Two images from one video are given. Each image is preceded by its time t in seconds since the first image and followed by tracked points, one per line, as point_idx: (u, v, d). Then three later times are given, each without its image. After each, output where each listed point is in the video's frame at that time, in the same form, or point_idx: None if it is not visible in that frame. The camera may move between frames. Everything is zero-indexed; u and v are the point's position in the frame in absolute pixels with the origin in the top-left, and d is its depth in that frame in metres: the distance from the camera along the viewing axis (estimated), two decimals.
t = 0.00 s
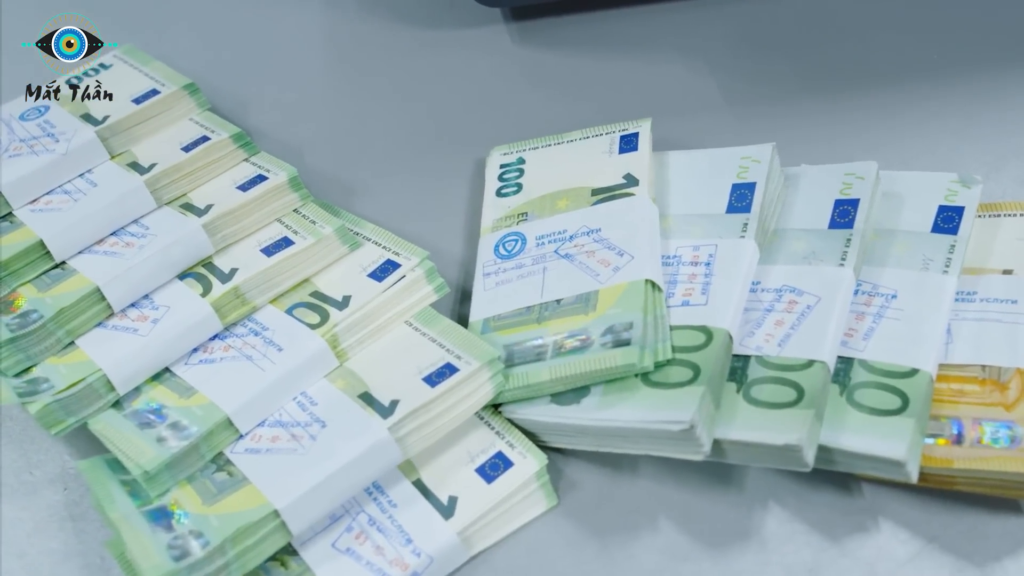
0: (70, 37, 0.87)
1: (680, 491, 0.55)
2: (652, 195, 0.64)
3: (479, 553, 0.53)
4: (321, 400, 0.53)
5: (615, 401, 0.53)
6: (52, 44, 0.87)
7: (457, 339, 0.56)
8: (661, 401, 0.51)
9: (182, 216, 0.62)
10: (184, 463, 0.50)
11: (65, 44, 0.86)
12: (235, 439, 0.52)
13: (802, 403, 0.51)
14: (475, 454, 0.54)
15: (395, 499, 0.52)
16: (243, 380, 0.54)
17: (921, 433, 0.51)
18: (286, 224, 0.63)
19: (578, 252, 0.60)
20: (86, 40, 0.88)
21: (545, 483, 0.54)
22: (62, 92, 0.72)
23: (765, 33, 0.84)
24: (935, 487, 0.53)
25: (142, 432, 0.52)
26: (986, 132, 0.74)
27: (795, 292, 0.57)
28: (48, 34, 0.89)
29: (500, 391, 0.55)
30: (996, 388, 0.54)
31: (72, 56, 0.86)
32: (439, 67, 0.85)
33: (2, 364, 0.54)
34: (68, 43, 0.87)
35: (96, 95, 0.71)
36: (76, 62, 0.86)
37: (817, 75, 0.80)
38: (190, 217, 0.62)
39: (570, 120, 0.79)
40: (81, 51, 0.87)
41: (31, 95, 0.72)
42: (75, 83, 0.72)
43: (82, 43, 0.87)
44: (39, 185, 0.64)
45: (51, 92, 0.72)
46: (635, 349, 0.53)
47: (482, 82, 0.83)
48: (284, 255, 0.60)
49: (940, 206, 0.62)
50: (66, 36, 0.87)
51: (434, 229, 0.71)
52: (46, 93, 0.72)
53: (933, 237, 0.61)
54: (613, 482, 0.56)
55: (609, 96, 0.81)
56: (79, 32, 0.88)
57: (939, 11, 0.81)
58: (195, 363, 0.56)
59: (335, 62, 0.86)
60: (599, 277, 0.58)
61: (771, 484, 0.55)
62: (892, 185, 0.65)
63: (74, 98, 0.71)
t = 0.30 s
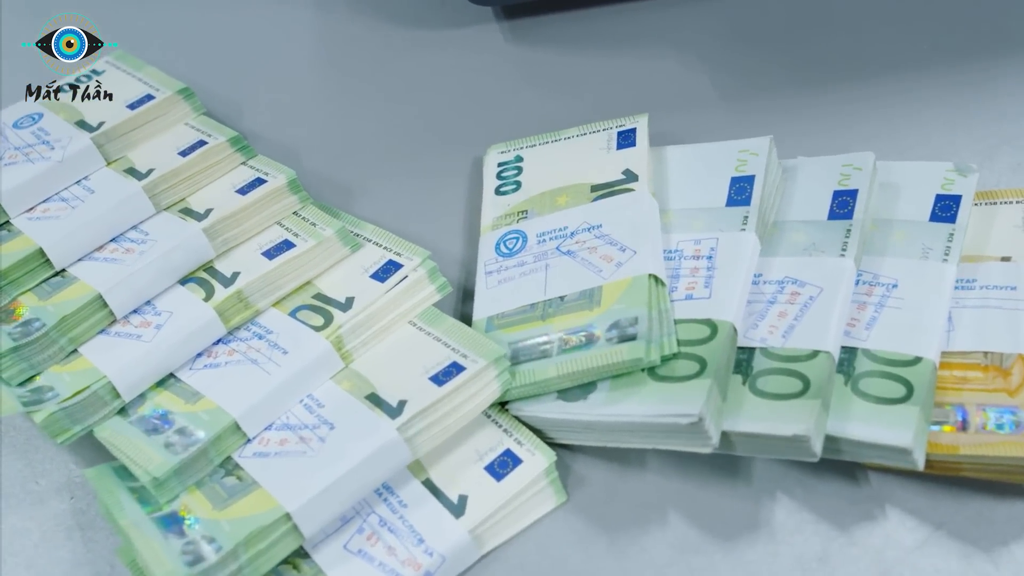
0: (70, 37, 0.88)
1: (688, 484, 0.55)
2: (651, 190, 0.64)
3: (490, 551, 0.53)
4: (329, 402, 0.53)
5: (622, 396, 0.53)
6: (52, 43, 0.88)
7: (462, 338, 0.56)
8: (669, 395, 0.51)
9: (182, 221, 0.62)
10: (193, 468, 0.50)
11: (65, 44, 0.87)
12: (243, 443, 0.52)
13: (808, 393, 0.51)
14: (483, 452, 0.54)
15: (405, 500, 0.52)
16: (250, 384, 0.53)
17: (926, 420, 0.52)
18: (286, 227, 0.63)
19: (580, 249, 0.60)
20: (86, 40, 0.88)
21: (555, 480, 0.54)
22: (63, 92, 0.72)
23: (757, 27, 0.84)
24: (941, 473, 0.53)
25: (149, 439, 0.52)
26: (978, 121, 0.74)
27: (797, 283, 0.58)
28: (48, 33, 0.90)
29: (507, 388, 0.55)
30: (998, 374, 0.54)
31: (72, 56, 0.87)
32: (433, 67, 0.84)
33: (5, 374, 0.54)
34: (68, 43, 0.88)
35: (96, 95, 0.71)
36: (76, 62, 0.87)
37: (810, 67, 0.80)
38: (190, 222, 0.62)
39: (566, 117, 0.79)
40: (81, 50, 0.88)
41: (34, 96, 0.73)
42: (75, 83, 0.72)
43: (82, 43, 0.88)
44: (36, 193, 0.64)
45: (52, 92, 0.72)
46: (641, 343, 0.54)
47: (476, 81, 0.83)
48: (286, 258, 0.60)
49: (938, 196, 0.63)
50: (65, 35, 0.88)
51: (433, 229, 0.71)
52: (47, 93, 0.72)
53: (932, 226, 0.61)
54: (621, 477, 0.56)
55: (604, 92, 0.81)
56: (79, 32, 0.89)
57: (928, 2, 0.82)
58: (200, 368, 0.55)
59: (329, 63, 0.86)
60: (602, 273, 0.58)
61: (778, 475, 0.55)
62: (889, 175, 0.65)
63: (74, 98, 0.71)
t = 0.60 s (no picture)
0: (70, 37, 0.89)
1: (696, 483, 0.55)
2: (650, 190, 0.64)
3: (502, 555, 0.53)
4: (335, 411, 0.53)
5: (629, 397, 0.53)
6: (52, 42, 0.89)
7: (466, 344, 0.56)
8: (676, 395, 0.51)
9: (180, 233, 0.61)
10: (201, 481, 0.50)
11: (65, 43, 0.89)
12: (250, 454, 0.52)
13: (814, 390, 0.51)
14: (491, 457, 0.54)
15: (415, 507, 0.51)
16: (255, 395, 0.53)
17: (932, 413, 0.52)
18: (286, 236, 0.63)
19: (581, 250, 0.61)
20: (86, 40, 0.90)
21: (564, 483, 0.54)
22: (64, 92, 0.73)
23: (747, 24, 0.85)
24: (947, 465, 0.54)
25: (156, 453, 0.51)
26: (970, 113, 0.75)
27: (799, 280, 0.58)
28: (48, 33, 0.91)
29: (513, 392, 0.55)
30: (1000, 365, 0.55)
31: (72, 56, 0.89)
32: (426, 71, 0.84)
33: (8, 392, 0.53)
34: (68, 43, 0.89)
35: (96, 95, 0.72)
36: (76, 62, 0.88)
37: (801, 63, 0.80)
38: (188, 233, 0.61)
39: (560, 119, 0.79)
40: (81, 50, 0.89)
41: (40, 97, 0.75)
42: (76, 84, 0.73)
43: (82, 43, 0.89)
44: (31, 207, 0.63)
45: (54, 92, 0.73)
46: (646, 344, 0.54)
47: (470, 85, 0.83)
48: (287, 267, 0.60)
49: (934, 189, 0.63)
50: (65, 36, 0.89)
51: (431, 234, 0.71)
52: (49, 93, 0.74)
53: (930, 219, 0.61)
54: (629, 478, 0.56)
55: (597, 93, 0.81)
56: (79, 32, 0.90)
57: None
58: (204, 380, 0.55)
59: (321, 69, 0.85)
60: (604, 274, 0.58)
61: (785, 472, 0.55)
62: (885, 169, 0.65)
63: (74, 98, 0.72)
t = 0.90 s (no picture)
0: (70, 37, 0.89)
1: (696, 485, 0.55)
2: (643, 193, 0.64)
3: (503, 562, 0.52)
4: (333, 421, 0.53)
5: (627, 401, 0.53)
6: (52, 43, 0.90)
7: (463, 351, 0.56)
8: (675, 397, 0.51)
9: (172, 245, 0.61)
10: (200, 495, 0.50)
11: (65, 44, 0.89)
12: (249, 466, 0.51)
13: (812, 389, 0.51)
14: (491, 463, 0.54)
15: (416, 515, 0.51)
16: (252, 407, 0.53)
17: (928, 409, 0.52)
18: (278, 246, 0.63)
19: (575, 254, 0.60)
20: (87, 40, 0.90)
21: (564, 488, 0.54)
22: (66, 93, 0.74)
23: (735, 24, 0.85)
24: (944, 461, 0.54)
25: (154, 467, 0.51)
26: (957, 110, 0.75)
27: (793, 279, 0.58)
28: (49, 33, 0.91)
29: (512, 398, 0.55)
30: (995, 361, 0.55)
31: (73, 56, 0.89)
32: (415, 77, 0.84)
33: (2, 409, 0.53)
34: (68, 43, 0.89)
35: (96, 95, 0.73)
36: (77, 62, 0.89)
37: (789, 62, 0.81)
38: (180, 245, 0.61)
39: (549, 122, 0.79)
40: (81, 50, 0.89)
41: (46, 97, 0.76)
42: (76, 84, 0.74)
43: (82, 43, 0.90)
44: (20, 222, 0.62)
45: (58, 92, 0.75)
46: (643, 347, 0.54)
47: (459, 90, 0.83)
48: (280, 277, 0.59)
49: (925, 186, 0.63)
50: (66, 36, 0.90)
51: (424, 240, 0.71)
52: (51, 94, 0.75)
53: (921, 217, 0.62)
54: (628, 482, 0.56)
55: (586, 96, 0.81)
56: (79, 32, 0.90)
57: None
58: (200, 393, 0.55)
59: (310, 76, 0.85)
60: (599, 278, 0.58)
61: (784, 471, 0.55)
62: (875, 167, 0.66)
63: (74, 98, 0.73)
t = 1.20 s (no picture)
0: (70, 37, 0.89)
1: (703, 485, 0.55)
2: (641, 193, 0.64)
3: (513, 566, 0.52)
4: (338, 429, 0.53)
5: (633, 402, 0.53)
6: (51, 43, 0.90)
7: (466, 355, 0.56)
8: (681, 397, 0.51)
9: (171, 254, 0.60)
10: (206, 506, 0.49)
11: (65, 43, 0.89)
12: (254, 476, 0.51)
13: (818, 386, 0.51)
14: (498, 468, 0.54)
15: (424, 522, 0.51)
16: (256, 416, 0.52)
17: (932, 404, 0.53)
18: (277, 253, 0.62)
19: (576, 256, 0.60)
20: (86, 40, 0.90)
21: (571, 490, 0.54)
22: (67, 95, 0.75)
23: (727, 22, 0.85)
24: (949, 455, 0.54)
25: (159, 480, 0.50)
26: (949, 104, 0.75)
27: (795, 277, 0.58)
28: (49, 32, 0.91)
29: (517, 402, 0.55)
30: (998, 354, 0.55)
31: (72, 55, 0.89)
32: (409, 80, 0.84)
33: (3, 424, 0.52)
34: (68, 43, 0.89)
35: (96, 95, 0.74)
36: (76, 62, 0.89)
37: (781, 58, 0.81)
38: (178, 254, 0.60)
39: (544, 123, 0.79)
40: (80, 50, 0.89)
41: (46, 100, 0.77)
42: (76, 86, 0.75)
43: (82, 43, 0.90)
44: (14, 235, 0.61)
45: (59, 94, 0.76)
46: (648, 347, 0.54)
47: (453, 92, 0.83)
48: (280, 285, 0.59)
49: (922, 181, 0.64)
50: (65, 35, 0.90)
51: (422, 244, 0.70)
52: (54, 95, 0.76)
53: (919, 211, 0.62)
54: (634, 483, 0.56)
55: (580, 95, 0.81)
56: (79, 32, 0.90)
57: None
58: (202, 404, 0.54)
59: (303, 81, 0.85)
60: (601, 279, 0.58)
61: (791, 469, 0.55)
62: (872, 163, 0.66)
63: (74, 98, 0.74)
